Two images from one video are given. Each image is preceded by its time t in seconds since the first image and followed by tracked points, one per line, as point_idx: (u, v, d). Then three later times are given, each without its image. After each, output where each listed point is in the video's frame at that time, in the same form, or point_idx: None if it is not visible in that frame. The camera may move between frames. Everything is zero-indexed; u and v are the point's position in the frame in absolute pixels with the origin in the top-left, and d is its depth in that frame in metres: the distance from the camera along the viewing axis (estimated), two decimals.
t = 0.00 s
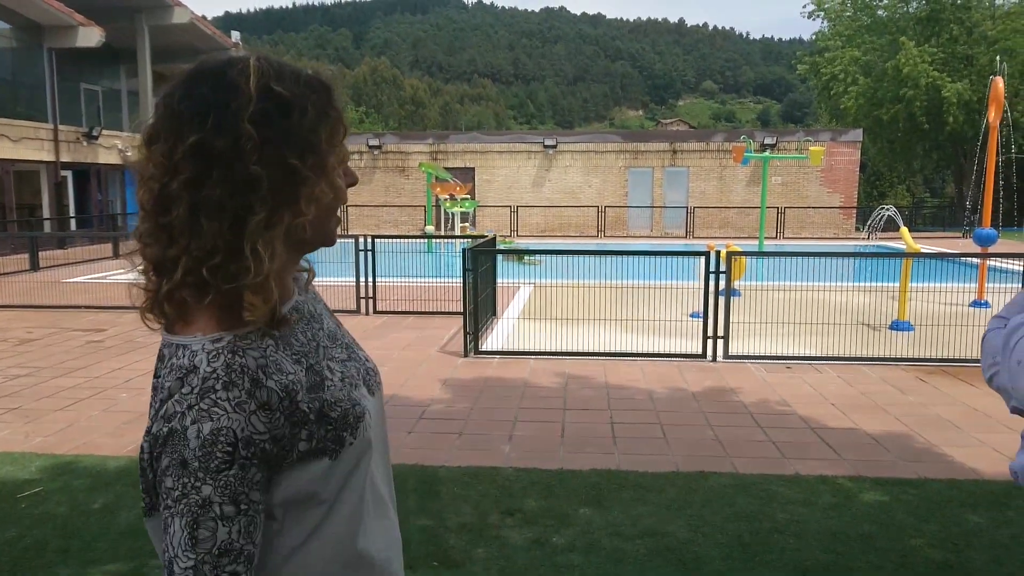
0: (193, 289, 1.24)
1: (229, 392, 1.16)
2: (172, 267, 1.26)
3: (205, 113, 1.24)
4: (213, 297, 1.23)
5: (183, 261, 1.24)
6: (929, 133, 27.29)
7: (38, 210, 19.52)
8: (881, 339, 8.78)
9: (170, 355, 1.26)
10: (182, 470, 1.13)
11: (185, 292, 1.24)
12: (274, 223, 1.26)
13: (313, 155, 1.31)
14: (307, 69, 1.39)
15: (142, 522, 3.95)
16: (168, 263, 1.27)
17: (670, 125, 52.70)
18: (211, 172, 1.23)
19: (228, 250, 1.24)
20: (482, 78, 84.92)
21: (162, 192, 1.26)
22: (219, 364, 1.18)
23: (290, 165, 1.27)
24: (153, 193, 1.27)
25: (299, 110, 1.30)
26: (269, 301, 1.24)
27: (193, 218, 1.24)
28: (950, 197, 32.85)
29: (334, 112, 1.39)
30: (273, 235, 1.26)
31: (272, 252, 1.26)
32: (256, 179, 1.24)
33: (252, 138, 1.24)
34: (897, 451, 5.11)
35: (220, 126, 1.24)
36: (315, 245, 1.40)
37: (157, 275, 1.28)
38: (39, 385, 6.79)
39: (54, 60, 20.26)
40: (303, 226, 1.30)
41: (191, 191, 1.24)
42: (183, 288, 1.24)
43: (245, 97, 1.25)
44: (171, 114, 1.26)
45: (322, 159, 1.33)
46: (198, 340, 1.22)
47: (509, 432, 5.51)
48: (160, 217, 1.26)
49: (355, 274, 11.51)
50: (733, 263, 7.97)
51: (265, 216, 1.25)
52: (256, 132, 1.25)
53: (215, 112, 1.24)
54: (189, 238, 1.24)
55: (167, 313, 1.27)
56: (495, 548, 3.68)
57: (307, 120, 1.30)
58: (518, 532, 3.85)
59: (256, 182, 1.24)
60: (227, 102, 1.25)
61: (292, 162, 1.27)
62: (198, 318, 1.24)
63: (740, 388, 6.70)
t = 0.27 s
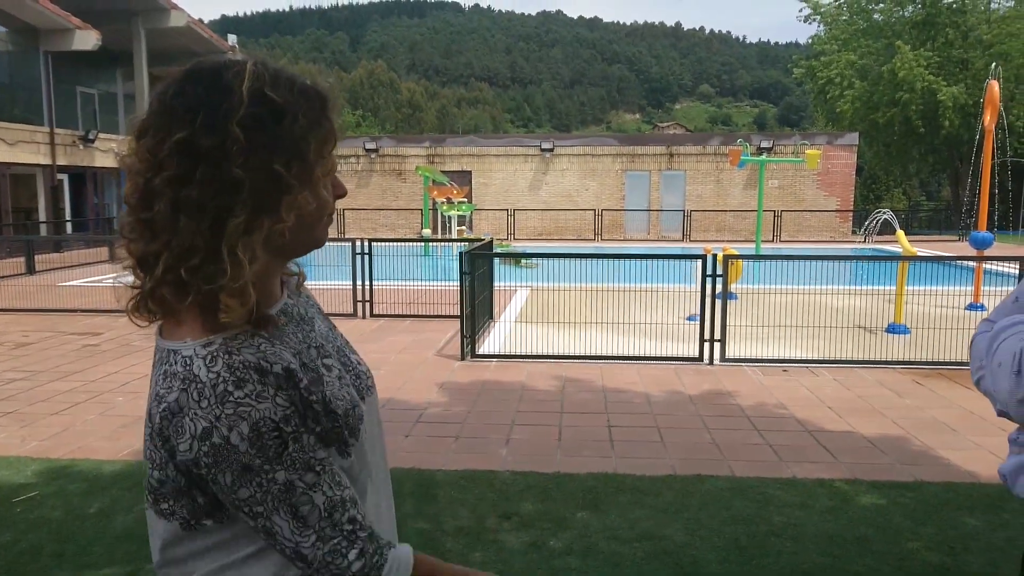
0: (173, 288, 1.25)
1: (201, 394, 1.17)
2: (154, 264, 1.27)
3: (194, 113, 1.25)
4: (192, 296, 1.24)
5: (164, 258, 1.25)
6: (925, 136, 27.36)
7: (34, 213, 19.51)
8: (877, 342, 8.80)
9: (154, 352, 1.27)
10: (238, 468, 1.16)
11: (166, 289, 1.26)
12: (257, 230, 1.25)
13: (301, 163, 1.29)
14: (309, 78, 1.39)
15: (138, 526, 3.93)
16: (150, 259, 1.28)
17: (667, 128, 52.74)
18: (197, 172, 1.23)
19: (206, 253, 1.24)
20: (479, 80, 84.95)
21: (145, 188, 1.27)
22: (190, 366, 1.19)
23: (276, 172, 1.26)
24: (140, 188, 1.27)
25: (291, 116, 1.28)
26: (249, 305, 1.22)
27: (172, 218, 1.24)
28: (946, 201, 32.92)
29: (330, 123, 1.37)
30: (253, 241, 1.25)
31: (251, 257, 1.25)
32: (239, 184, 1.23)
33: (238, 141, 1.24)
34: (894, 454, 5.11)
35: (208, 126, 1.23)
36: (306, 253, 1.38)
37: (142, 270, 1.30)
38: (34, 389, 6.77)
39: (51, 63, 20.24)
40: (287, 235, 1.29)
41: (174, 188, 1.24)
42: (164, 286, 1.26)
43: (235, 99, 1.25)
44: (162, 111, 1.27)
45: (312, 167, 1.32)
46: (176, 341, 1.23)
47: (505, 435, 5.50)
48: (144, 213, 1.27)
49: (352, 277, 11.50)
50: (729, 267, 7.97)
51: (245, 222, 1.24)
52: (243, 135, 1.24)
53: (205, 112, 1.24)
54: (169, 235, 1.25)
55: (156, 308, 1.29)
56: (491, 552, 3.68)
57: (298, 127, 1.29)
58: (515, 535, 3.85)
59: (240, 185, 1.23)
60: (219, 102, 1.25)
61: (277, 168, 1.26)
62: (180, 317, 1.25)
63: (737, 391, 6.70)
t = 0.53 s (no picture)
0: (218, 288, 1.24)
1: (278, 361, 1.19)
2: (172, 276, 1.27)
3: (219, 123, 1.25)
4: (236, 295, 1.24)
5: (185, 270, 1.25)
6: (922, 139, 27.40)
7: (31, 216, 19.51)
8: (876, 343, 8.79)
9: (177, 363, 1.27)
10: (354, 370, 1.20)
11: (183, 301, 1.26)
12: (299, 203, 1.29)
13: (316, 171, 1.32)
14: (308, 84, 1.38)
15: (136, 530, 3.93)
16: (162, 271, 1.28)
17: (664, 131, 52.77)
18: (221, 177, 1.24)
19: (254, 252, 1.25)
20: (477, 83, 85.00)
21: (154, 199, 1.27)
22: (255, 344, 1.21)
23: (292, 185, 1.27)
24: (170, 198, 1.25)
25: (299, 132, 1.29)
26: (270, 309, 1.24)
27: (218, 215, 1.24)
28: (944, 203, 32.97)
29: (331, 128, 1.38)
30: (272, 248, 1.27)
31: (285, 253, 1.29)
32: (280, 169, 1.26)
33: (269, 140, 1.26)
34: (892, 456, 5.12)
35: (241, 138, 1.25)
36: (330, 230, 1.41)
37: (151, 282, 1.30)
38: (32, 393, 6.75)
39: (48, 66, 20.25)
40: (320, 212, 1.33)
41: (196, 202, 1.24)
42: (189, 296, 1.25)
43: (242, 111, 1.26)
44: (180, 121, 1.27)
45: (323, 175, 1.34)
46: (217, 340, 1.23)
47: (504, 438, 5.50)
48: (160, 229, 1.27)
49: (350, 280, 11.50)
50: (728, 269, 7.97)
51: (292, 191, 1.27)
52: (266, 132, 1.26)
53: (216, 123, 1.25)
54: (184, 248, 1.25)
55: (173, 318, 1.28)
56: (491, 555, 3.67)
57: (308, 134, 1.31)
58: (514, 538, 3.85)
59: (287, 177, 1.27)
60: (234, 115, 1.26)
61: (290, 184, 1.27)
62: (197, 324, 1.26)
63: (736, 394, 6.70)
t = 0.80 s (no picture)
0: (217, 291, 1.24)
1: (284, 359, 1.20)
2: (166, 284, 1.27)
3: (210, 131, 1.26)
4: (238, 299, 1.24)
5: (179, 279, 1.25)
6: (921, 142, 27.44)
7: (30, 221, 19.48)
8: (874, 347, 8.80)
9: (173, 369, 1.28)
10: (360, 364, 1.20)
11: (172, 313, 1.27)
12: (295, 202, 1.29)
13: (304, 178, 1.31)
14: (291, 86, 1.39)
15: (135, 534, 3.93)
16: (149, 283, 1.29)
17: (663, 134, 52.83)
18: (217, 180, 1.24)
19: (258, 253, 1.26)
20: (475, 87, 85.09)
21: (142, 212, 1.27)
22: (260, 344, 1.22)
23: (276, 194, 1.27)
24: (165, 205, 1.25)
25: (281, 137, 1.29)
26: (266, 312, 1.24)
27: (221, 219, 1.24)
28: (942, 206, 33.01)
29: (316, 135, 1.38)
30: (268, 256, 1.28)
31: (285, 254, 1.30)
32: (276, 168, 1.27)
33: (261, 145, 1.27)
34: (891, 460, 5.12)
35: (237, 142, 1.26)
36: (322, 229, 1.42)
37: (142, 294, 1.30)
38: (31, 396, 6.75)
39: (48, 70, 20.27)
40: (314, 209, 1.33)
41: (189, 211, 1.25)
42: (184, 304, 1.26)
43: (224, 123, 1.26)
44: (172, 128, 1.27)
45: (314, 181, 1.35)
46: (218, 344, 1.24)
47: (503, 442, 5.50)
48: (148, 240, 1.27)
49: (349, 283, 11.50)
50: (726, 273, 7.97)
51: (288, 189, 1.28)
52: (256, 133, 1.27)
53: (201, 131, 1.26)
54: (169, 262, 1.26)
55: (171, 324, 1.28)
56: (490, 559, 3.67)
57: (295, 141, 1.31)
58: (514, 542, 3.84)
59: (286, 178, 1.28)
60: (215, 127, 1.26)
61: (272, 193, 1.26)
62: (197, 330, 1.27)
63: (735, 397, 6.71)
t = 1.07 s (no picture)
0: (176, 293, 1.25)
1: (223, 364, 1.18)
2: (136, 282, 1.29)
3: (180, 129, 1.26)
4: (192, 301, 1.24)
5: (142, 282, 1.27)
6: (920, 146, 27.48)
7: (31, 225, 19.48)
8: (874, 350, 8.80)
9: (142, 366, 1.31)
10: (301, 377, 1.15)
11: (142, 310, 1.28)
12: (257, 203, 1.26)
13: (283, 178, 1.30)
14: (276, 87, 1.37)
15: (135, 538, 3.93)
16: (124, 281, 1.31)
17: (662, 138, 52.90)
18: (171, 184, 1.24)
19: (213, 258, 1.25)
20: (475, 90, 85.21)
21: (117, 212, 1.29)
22: (207, 346, 1.21)
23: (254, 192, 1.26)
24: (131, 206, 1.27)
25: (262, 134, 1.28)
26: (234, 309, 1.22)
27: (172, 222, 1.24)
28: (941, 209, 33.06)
29: (294, 136, 1.36)
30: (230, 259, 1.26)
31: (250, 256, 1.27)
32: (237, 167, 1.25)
33: (225, 142, 1.25)
34: (891, 463, 5.12)
35: (200, 142, 1.25)
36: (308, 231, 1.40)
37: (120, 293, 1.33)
38: (32, 400, 6.76)
39: (49, 74, 20.31)
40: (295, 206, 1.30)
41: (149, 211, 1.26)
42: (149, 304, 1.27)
43: (211, 117, 1.26)
44: (144, 128, 1.28)
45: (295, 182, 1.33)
46: (173, 344, 1.25)
47: (503, 445, 5.50)
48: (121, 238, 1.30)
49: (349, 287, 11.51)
50: (726, 276, 7.97)
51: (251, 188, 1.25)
52: (221, 129, 1.25)
53: (165, 131, 1.26)
54: (141, 260, 1.27)
55: (142, 322, 1.30)
56: (490, 563, 3.67)
57: (271, 142, 1.29)
58: (514, 546, 3.84)
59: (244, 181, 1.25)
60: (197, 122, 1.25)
61: (243, 191, 1.25)
62: (162, 328, 1.29)
63: (735, 401, 6.71)
